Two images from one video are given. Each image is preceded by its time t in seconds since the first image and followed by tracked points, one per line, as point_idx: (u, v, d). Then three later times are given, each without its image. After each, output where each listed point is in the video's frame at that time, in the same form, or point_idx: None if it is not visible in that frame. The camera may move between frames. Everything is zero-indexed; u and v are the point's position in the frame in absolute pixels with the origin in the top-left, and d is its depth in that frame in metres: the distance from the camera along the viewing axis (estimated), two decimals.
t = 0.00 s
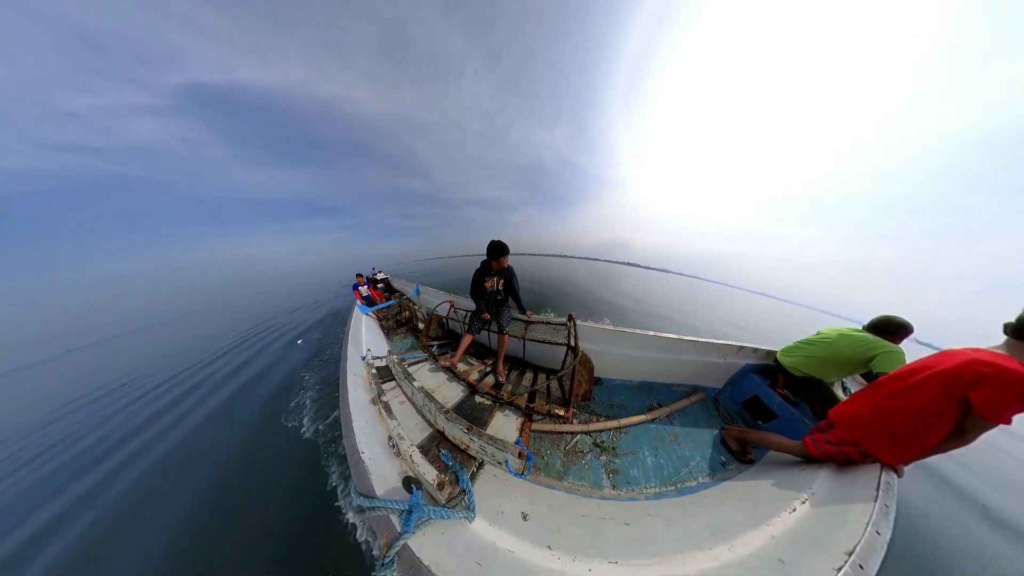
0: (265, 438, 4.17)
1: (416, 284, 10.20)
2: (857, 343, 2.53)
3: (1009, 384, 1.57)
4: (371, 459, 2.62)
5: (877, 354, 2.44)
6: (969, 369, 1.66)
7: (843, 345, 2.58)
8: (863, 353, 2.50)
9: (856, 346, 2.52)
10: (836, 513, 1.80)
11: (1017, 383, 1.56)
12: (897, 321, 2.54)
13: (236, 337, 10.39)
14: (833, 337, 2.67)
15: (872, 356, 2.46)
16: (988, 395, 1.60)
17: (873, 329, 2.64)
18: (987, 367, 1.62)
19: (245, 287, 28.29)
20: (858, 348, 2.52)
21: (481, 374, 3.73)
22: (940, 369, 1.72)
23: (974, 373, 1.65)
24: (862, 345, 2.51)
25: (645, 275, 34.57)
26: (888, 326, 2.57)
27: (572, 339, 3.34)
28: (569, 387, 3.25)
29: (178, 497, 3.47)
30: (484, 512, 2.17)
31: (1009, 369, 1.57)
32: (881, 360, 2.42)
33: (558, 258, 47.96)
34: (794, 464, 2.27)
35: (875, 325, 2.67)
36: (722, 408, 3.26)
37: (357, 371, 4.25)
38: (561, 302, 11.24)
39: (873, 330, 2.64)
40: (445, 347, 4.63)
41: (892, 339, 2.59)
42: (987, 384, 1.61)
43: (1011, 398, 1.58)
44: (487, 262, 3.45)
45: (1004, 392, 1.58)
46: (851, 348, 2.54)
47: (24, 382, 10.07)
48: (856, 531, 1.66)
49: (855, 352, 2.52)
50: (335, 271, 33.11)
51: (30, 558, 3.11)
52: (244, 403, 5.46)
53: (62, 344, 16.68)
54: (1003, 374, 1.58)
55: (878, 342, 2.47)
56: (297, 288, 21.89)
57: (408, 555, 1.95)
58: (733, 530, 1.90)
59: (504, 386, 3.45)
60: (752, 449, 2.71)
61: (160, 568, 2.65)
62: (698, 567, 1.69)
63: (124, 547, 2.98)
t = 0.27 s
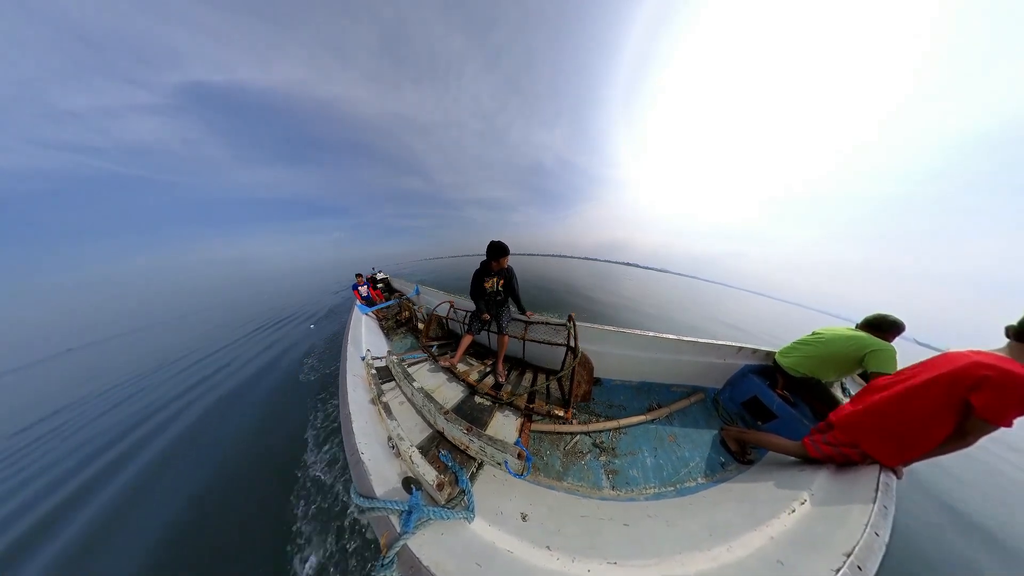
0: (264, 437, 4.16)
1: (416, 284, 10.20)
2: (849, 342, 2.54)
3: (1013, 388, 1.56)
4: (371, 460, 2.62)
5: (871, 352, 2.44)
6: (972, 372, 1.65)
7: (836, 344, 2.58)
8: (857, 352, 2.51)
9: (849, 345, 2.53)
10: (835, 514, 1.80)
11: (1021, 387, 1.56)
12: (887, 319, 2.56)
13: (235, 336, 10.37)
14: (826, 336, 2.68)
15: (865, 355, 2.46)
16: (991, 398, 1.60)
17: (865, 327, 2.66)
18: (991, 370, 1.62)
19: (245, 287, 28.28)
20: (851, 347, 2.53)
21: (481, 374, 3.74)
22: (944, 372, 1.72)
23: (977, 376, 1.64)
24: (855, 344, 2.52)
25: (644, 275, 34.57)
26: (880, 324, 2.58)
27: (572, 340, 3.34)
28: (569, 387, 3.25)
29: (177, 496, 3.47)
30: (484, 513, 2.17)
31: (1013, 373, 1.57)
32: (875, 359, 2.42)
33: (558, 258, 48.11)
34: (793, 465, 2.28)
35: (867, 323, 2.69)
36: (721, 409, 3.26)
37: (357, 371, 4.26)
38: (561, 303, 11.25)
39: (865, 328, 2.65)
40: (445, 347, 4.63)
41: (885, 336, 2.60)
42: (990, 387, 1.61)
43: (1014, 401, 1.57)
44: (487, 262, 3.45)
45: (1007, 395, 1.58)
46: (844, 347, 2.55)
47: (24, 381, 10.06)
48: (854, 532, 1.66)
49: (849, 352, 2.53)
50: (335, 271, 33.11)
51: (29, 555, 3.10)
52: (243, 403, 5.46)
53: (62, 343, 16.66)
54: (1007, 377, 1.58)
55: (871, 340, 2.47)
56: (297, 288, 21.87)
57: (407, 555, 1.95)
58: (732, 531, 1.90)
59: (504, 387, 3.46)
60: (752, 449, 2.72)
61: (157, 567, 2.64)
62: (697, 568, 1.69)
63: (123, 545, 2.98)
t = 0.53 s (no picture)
0: (263, 437, 4.16)
1: (416, 284, 10.20)
2: (841, 340, 2.54)
3: (1017, 390, 1.56)
4: (370, 459, 2.62)
5: (863, 348, 2.43)
6: (975, 373, 1.66)
7: (828, 344, 2.60)
8: (850, 349, 2.50)
9: (841, 344, 2.53)
10: (835, 515, 1.80)
11: None
12: (877, 315, 2.56)
13: (236, 336, 10.38)
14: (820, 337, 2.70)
15: (859, 352, 2.44)
16: (993, 399, 1.60)
17: (858, 324, 2.66)
18: (994, 372, 1.62)
19: (246, 287, 28.35)
20: (843, 344, 2.52)
21: (481, 374, 3.74)
22: (946, 372, 1.72)
23: (980, 377, 1.64)
24: (846, 341, 2.52)
25: (645, 276, 34.55)
26: (873, 321, 2.57)
27: (572, 340, 3.34)
28: (568, 387, 3.25)
29: (177, 495, 3.47)
30: (483, 513, 2.17)
31: (1016, 374, 1.56)
32: (869, 354, 2.39)
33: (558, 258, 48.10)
34: (793, 466, 2.27)
35: (861, 320, 2.68)
36: (721, 409, 3.25)
37: (357, 370, 4.26)
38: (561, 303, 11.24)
39: (858, 325, 2.65)
40: (445, 347, 4.63)
41: (879, 332, 2.58)
42: (993, 388, 1.61)
43: (1017, 403, 1.56)
44: (487, 262, 3.45)
45: (1010, 397, 1.57)
46: (837, 345, 2.55)
47: (25, 380, 10.07)
48: (854, 534, 1.66)
49: (842, 350, 2.53)
50: (335, 271, 33.15)
51: (29, 554, 3.11)
52: (242, 402, 5.45)
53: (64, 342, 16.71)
54: (1010, 379, 1.57)
55: (862, 336, 2.47)
56: (298, 287, 21.89)
57: (407, 555, 1.95)
58: (732, 531, 1.90)
59: (503, 387, 3.45)
60: (752, 450, 2.71)
61: (156, 566, 2.64)
62: (696, 569, 1.69)
63: (124, 544, 2.98)
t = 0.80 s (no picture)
0: (265, 439, 4.18)
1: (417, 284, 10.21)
2: (845, 340, 2.53)
3: (1019, 391, 1.57)
4: (373, 461, 2.63)
5: (866, 348, 2.41)
6: (977, 374, 1.67)
7: (831, 343, 2.60)
8: (852, 349, 2.49)
9: (845, 343, 2.52)
10: (836, 515, 1.80)
11: None
12: (881, 317, 2.58)
13: (236, 337, 10.39)
14: (824, 338, 2.70)
15: (862, 352, 2.43)
16: (996, 400, 1.61)
17: (862, 325, 2.66)
18: (997, 373, 1.63)
19: (247, 287, 28.43)
20: (846, 344, 2.51)
21: (482, 375, 3.75)
22: (949, 373, 1.73)
23: (983, 379, 1.65)
24: (849, 341, 2.51)
25: (645, 275, 34.54)
26: (876, 323, 2.59)
27: (573, 341, 3.35)
28: (570, 388, 3.26)
29: (181, 498, 3.49)
30: (486, 514, 2.18)
31: (1018, 376, 1.58)
32: (871, 354, 2.38)
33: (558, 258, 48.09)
34: (795, 467, 2.28)
35: (865, 322, 2.69)
36: (722, 410, 3.27)
37: (358, 371, 4.27)
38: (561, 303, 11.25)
39: (863, 326, 2.65)
40: (447, 348, 4.64)
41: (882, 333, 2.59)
42: (995, 390, 1.62)
43: (1020, 404, 1.57)
44: (488, 263, 3.46)
45: (1013, 399, 1.58)
46: (840, 345, 2.54)
47: (26, 382, 10.09)
48: (855, 533, 1.67)
49: (845, 350, 2.52)
50: (335, 271, 33.15)
51: (33, 557, 3.13)
52: (244, 404, 5.46)
53: (65, 343, 16.77)
54: (1014, 381, 1.58)
55: (867, 337, 2.45)
56: (298, 288, 21.93)
57: (411, 556, 1.96)
58: (734, 532, 1.90)
59: (505, 387, 3.46)
60: (753, 450, 2.72)
61: (161, 568, 2.66)
62: (699, 568, 1.70)
63: (129, 547, 3.00)
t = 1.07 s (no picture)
0: (267, 439, 4.19)
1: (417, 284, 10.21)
2: (851, 340, 2.53)
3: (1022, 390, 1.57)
4: (376, 461, 2.64)
5: (875, 348, 2.43)
6: (979, 373, 1.67)
7: (837, 344, 2.59)
8: (860, 349, 2.49)
9: (852, 344, 2.51)
10: (838, 514, 1.81)
11: None
12: (884, 317, 2.59)
13: (236, 337, 10.39)
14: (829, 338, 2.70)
15: (869, 352, 2.45)
16: (999, 399, 1.61)
17: (866, 324, 2.67)
18: (999, 372, 1.63)
19: (247, 288, 28.44)
20: (853, 344, 2.51)
21: (484, 375, 3.75)
22: (950, 372, 1.73)
23: (985, 377, 1.66)
24: (856, 341, 2.51)
25: (645, 275, 34.55)
26: (880, 322, 2.60)
27: (576, 341, 3.35)
28: (572, 388, 3.26)
29: (182, 499, 3.49)
30: (490, 513, 2.18)
31: (1021, 374, 1.58)
32: (879, 354, 2.40)
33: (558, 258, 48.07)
34: (798, 467, 2.28)
35: (868, 321, 2.70)
36: (724, 410, 3.27)
37: (360, 371, 4.27)
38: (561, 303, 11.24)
39: (866, 326, 2.66)
40: (448, 348, 4.65)
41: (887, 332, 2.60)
42: (997, 388, 1.62)
43: None
44: (491, 264, 3.46)
45: (1016, 397, 1.58)
46: (847, 345, 2.53)
47: (24, 383, 10.08)
48: (858, 532, 1.67)
49: (852, 350, 2.52)
50: (335, 272, 33.17)
51: (34, 558, 3.12)
52: (245, 404, 5.47)
53: (65, 344, 16.79)
54: (1017, 379, 1.58)
55: (874, 336, 2.46)
56: (298, 288, 21.93)
57: (416, 557, 1.97)
58: (736, 531, 1.91)
59: (507, 387, 3.46)
60: (755, 451, 2.72)
61: (163, 569, 2.65)
62: (702, 567, 1.71)
63: (131, 548, 3.00)
